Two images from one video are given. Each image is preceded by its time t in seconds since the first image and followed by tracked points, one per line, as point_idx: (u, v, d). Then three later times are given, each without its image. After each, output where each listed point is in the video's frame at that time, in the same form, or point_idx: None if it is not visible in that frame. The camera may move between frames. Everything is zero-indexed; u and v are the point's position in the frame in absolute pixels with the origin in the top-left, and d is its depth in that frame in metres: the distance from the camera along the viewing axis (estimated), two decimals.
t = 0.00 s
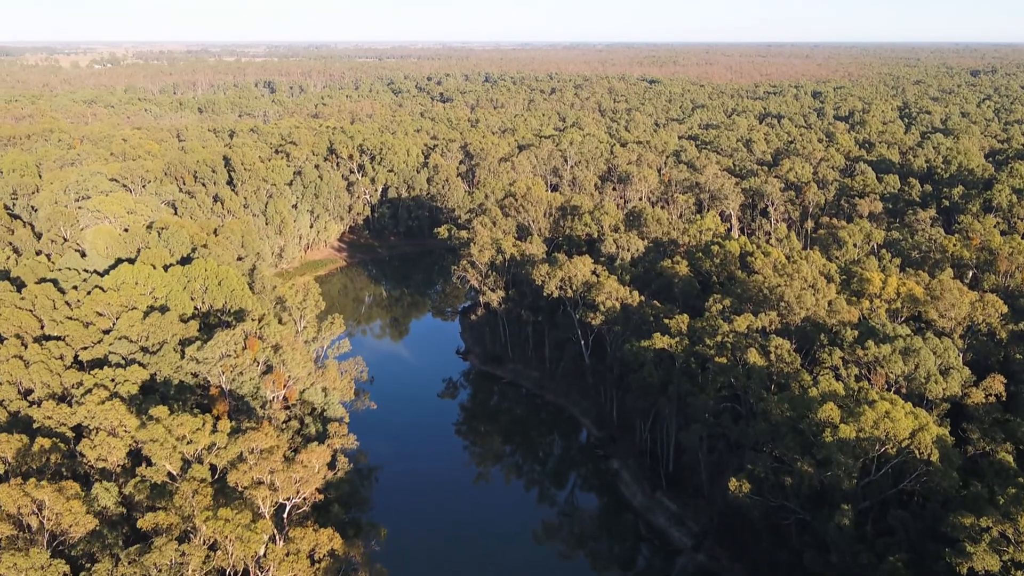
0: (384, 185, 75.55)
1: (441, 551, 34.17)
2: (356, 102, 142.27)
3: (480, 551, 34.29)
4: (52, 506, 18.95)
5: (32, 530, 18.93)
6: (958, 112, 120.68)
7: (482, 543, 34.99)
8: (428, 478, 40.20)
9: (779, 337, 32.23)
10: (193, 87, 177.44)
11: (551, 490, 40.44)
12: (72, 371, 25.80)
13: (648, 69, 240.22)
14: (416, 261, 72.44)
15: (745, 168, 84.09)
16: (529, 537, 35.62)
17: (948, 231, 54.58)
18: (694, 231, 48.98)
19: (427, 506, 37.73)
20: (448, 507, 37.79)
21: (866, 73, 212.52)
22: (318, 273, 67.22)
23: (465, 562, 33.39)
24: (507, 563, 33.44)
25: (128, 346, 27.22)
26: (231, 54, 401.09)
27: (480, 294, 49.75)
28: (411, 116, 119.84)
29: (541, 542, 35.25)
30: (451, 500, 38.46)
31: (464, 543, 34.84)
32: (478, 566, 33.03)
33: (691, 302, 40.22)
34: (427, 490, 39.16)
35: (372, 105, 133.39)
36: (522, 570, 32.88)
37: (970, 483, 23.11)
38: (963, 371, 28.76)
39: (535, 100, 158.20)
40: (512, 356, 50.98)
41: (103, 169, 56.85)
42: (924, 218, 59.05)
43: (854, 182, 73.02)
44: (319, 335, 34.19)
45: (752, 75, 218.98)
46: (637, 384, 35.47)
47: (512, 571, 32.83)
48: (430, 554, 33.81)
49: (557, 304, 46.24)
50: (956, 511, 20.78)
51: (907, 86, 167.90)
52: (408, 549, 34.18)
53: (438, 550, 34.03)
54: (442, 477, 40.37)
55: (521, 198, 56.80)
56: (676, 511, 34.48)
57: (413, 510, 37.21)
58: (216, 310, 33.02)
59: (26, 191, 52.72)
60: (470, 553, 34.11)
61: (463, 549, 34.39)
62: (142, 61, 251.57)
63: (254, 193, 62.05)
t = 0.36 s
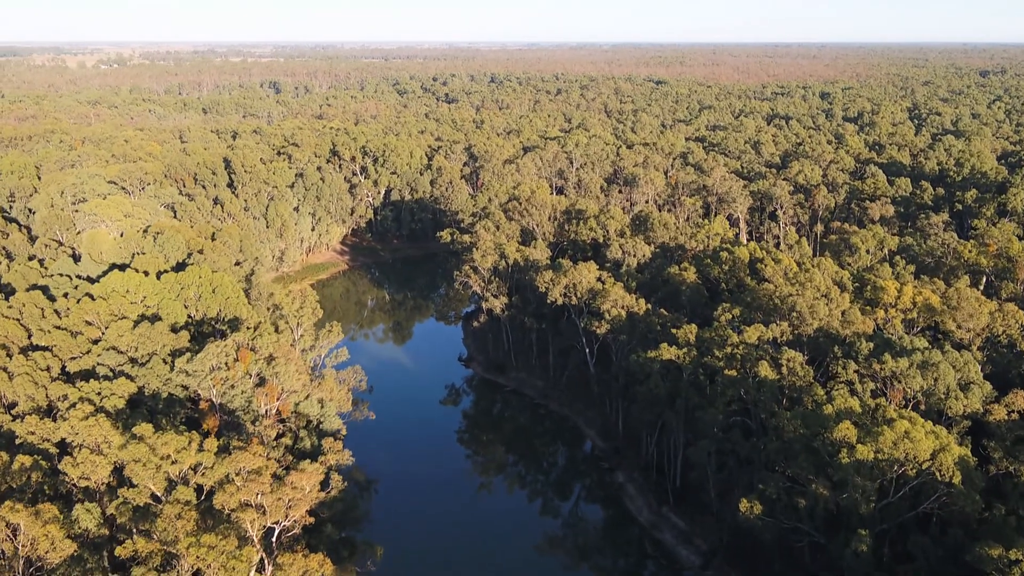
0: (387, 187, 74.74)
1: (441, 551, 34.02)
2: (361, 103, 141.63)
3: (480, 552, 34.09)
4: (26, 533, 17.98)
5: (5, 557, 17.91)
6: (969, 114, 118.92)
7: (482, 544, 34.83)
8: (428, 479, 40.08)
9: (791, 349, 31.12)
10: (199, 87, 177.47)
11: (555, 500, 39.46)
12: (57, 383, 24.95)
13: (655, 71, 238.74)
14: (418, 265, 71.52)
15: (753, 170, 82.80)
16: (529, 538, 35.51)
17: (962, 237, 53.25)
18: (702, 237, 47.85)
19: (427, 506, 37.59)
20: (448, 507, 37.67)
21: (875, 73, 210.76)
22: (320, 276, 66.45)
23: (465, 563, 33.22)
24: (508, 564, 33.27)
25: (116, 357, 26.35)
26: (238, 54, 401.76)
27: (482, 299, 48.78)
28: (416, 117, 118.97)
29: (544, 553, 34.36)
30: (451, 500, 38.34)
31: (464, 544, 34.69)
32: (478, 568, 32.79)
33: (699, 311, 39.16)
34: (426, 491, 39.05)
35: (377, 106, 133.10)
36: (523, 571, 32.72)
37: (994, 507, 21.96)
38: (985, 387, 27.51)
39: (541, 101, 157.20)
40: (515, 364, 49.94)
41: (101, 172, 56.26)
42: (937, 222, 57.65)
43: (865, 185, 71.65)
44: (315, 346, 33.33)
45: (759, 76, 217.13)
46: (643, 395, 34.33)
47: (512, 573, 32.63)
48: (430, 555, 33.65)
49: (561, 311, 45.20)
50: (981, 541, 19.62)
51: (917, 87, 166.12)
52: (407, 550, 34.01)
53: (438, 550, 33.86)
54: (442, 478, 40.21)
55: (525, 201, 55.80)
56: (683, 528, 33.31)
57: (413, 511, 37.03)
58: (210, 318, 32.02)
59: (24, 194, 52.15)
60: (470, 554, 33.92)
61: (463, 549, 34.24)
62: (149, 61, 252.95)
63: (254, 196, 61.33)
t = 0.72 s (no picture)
0: (388, 190, 73.79)
1: (441, 550, 33.99)
2: (364, 103, 140.93)
3: (480, 552, 34.00)
4: None
5: None
6: (979, 115, 117.18)
7: (482, 544, 34.81)
8: (428, 478, 40.03)
9: (802, 361, 29.95)
10: (203, 88, 177.15)
11: (558, 512, 38.44)
12: (41, 396, 24.00)
13: (660, 71, 237.30)
14: (420, 268, 70.54)
15: (761, 173, 81.43)
16: (530, 539, 35.50)
17: (976, 242, 51.90)
18: (708, 242, 46.67)
19: (427, 506, 37.51)
20: (448, 508, 37.61)
21: (882, 74, 208.91)
22: (320, 280, 65.56)
23: (465, 562, 33.19)
24: (508, 564, 33.24)
25: (102, 370, 25.56)
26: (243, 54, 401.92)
27: (484, 306, 47.77)
28: (419, 118, 118.01)
29: (546, 565, 33.40)
30: (451, 500, 38.28)
31: (465, 544, 34.67)
32: (478, 568, 32.74)
33: (706, 320, 38.10)
34: (427, 491, 38.96)
35: (380, 106, 132.43)
36: (523, 571, 32.73)
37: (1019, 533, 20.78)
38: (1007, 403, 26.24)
39: (546, 101, 156.03)
40: (518, 372, 48.85)
41: (98, 174, 55.51)
42: (950, 227, 56.26)
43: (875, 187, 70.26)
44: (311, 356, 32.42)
45: (766, 76, 215.43)
46: (648, 408, 33.17)
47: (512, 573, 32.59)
48: (430, 555, 33.55)
49: (565, 318, 44.25)
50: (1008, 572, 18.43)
51: (925, 87, 164.32)
52: (407, 550, 33.91)
53: (438, 551, 33.79)
54: (441, 478, 40.13)
55: (528, 205, 54.71)
56: (690, 546, 32.16)
57: (413, 510, 36.98)
58: (202, 327, 31.53)
59: (19, 196, 51.41)
60: (471, 554, 33.86)
61: (463, 549, 34.19)
62: (154, 61, 253.42)
63: (254, 198, 60.53)
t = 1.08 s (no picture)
0: (388, 192, 72.85)
1: (441, 550, 34.09)
2: (365, 104, 140.23)
3: (480, 553, 34.08)
4: None
5: None
6: (986, 116, 115.82)
7: (482, 544, 34.87)
8: (428, 478, 40.05)
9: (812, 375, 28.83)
10: (205, 88, 176.83)
11: (559, 523, 37.47)
12: (20, 412, 23.17)
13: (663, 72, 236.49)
14: (420, 272, 69.58)
15: (765, 175, 80.28)
16: (529, 542, 35.36)
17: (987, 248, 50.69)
18: (713, 248, 45.56)
19: (428, 506, 37.55)
20: (448, 508, 37.67)
21: (886, 75, 207.47)
22: (318, 284, 64.66)
23: (465, 562, 33.25)
24: (508, 565, 33.33)
25: (85, 384, 24.73)
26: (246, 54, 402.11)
27: (483, 313, 46.74)
28: (420, 119, 117.15)
29: None
30: (451, 500, 38.35)
31: (464, 544, 34.69)
32: (478, 569, 32.79)
33: (711, 329, 37.03)
34: (426, 490, 39.00)
35: (381, 107, 131.74)
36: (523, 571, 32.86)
37: None
38: None
39: (548, 102, 155.10)
40: (518, 381, 47.74)
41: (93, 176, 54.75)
42: (959, 231, 55.04)
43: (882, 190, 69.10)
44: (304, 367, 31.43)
45: (770, 77, 214.29)
46: (652, 420, 32.05)
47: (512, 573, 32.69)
48: (430, 555, 33.59)
49: (566, 326, 43.26)
50: None
51: (931, 88, 162.95)
52: (408, 550, 34.00)
53: (438, 551, 33.86)
54: (442, 478, 40.18)
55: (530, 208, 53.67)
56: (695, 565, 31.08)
57: (413, 510, 37.03)
58: (191, 337, 30.65)
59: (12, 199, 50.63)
60: (471, 555, 33.90)
61: (462, 550, 34.24)
62: (157, 60, 253.42)
63: (251, 201, 59.71)
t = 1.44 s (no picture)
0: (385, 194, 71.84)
1: (440, 550, 34.00)
2: (365, 105, 139.46)
3: (479, 553, 34.02)
4: None
5: None
6: (991, 118, 114.49)
7: (482, 544, 34.82)
8: (426, 478, 39.97)
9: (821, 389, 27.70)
10: (205, 89, 176.38)
11: (558, 535, 36.44)
12: None
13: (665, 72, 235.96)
14: (418, 276, 68.54)
15: (769, 177, 79.17)
16: (528, 550, 34.69)
17: (997, 254, 49.53)
18: (717, 253, 44.41)
19: (427, 505, 37.45)
20: (447, 506, 37.65)
21: (890, 75, 206.05)
22: (315, 287, 63.70)
23: (465, 563, 33.16)
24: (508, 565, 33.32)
25: (64, 399, 23.80)
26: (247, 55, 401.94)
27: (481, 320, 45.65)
28: (419, 120, 116.18)
29: None
30: (450, 499, 38.35)
31: (463, 544, 34.61)
32: (478, 569, 32.73)
33: (715, 339, 35.93)
34: (425, 489, 38.97)
35: (381, 108, 130.83)
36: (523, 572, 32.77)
37: None
38: None
39: (548, 103, 154.26)
40: (517, 390, 46.53)
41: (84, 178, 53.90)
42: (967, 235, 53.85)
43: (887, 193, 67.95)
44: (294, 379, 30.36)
45: (772, 78, 213.14)
46: (655, 432, 30.99)
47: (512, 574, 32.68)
48: (430, 555, 33.49)
49: (566, 334, 42.22)
50: None
51: (934, 89, 161.61)
52: (407, 550, 33.88)
53: (438, 552, 33.75)
54: (442, 477, 40.12)
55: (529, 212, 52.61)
56: None
57: (412, 510, 36.89)
58: (178, 348, 29.63)
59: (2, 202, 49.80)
60: (470, 555, 33.79)
61: (462, 550, 34.14)
62: (158, 61, 254.25)
63: (245, 204, 58.80)
